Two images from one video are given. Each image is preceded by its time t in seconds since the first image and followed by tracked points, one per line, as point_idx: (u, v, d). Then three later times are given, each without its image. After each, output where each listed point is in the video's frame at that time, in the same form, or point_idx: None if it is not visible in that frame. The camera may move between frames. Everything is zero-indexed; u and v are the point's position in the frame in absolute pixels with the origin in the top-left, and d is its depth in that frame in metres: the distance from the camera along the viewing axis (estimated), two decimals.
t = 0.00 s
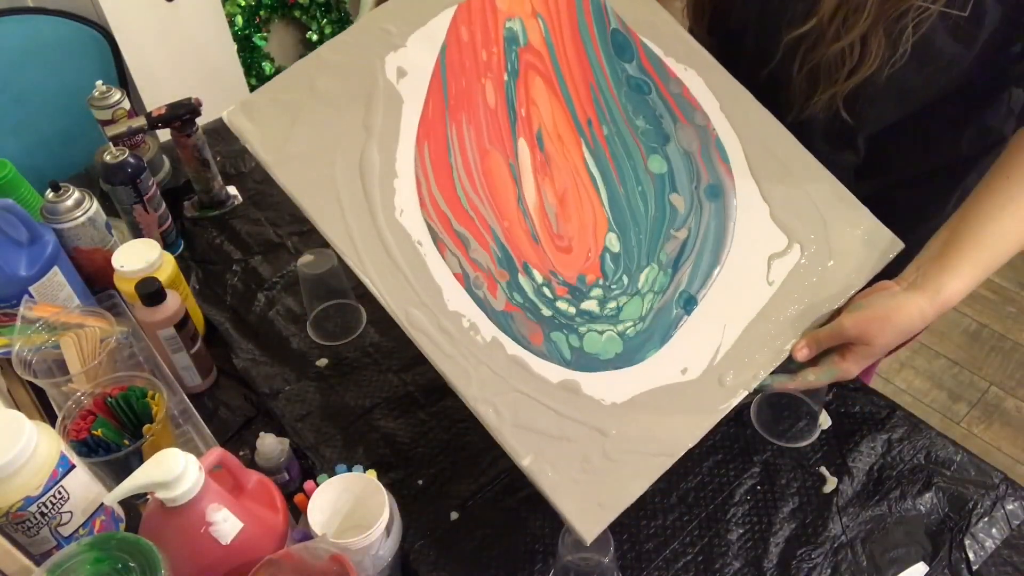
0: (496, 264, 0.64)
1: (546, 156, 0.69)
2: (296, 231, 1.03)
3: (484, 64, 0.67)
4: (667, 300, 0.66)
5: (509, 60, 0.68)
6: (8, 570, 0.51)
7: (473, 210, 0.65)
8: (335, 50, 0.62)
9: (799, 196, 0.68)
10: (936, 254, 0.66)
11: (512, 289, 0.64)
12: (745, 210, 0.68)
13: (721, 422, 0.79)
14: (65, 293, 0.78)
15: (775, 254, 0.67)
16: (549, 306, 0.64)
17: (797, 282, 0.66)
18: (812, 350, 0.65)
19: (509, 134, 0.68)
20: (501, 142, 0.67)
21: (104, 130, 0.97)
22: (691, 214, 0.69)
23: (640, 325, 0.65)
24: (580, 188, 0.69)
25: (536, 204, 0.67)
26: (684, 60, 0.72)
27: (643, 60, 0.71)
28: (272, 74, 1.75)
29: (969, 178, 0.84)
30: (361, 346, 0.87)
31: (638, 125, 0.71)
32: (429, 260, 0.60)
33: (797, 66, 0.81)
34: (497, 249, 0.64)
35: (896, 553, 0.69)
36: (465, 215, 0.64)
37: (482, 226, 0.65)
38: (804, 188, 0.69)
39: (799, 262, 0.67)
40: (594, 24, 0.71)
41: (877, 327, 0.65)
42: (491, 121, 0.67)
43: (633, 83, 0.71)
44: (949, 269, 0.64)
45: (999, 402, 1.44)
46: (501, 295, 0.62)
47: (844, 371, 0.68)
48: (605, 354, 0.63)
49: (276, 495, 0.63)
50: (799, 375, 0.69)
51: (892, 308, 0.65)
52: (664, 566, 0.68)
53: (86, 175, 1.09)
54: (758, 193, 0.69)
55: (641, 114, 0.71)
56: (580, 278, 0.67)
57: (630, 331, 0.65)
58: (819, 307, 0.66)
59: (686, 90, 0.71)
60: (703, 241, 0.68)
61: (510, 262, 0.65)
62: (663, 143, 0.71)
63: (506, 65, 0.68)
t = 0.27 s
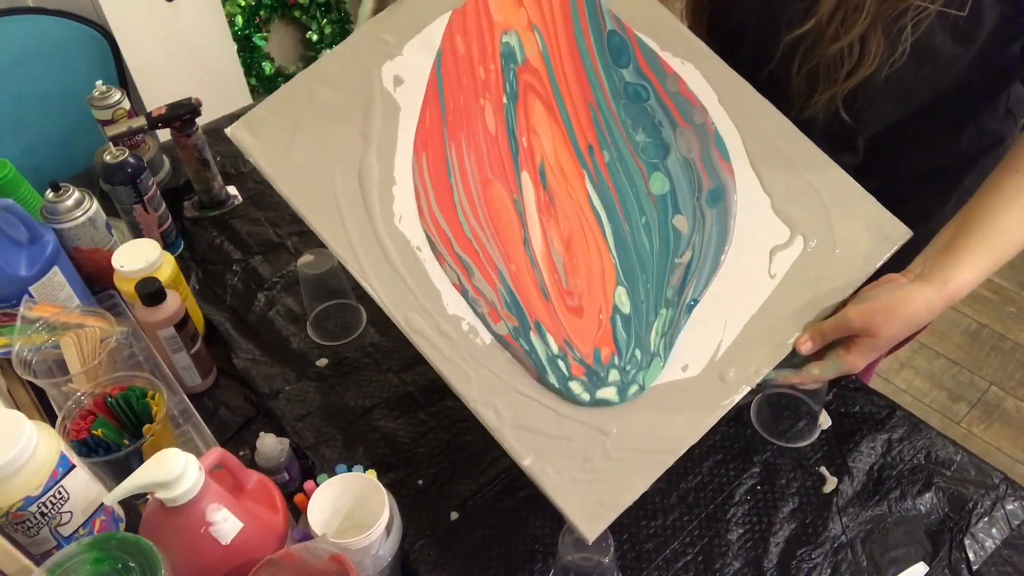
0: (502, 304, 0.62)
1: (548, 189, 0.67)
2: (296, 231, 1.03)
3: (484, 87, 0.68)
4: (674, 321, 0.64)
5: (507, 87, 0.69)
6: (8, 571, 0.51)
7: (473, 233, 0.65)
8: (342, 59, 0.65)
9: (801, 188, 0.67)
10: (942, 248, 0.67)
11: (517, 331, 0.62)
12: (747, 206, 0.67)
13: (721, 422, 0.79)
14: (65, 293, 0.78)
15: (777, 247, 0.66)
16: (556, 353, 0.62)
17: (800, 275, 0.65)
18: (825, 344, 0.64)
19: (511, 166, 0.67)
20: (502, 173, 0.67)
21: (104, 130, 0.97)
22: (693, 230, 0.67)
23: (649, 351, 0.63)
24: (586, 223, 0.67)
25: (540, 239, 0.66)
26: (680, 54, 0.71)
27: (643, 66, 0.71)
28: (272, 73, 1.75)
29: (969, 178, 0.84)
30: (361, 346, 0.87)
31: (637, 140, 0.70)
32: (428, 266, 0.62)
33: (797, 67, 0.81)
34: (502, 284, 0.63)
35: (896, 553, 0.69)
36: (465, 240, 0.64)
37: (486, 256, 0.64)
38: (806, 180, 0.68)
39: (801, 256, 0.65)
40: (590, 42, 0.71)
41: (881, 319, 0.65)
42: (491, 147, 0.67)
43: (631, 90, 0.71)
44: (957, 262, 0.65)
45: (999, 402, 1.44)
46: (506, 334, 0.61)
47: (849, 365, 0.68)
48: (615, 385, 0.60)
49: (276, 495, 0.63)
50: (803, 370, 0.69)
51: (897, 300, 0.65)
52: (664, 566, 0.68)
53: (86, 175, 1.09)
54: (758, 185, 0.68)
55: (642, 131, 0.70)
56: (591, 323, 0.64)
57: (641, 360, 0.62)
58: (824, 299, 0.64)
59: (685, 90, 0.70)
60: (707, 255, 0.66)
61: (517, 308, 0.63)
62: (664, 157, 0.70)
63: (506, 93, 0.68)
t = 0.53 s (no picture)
0: (517, 338, 0.60)
1: (558, 220, 0.66)
2: (296, 231, 1.03)
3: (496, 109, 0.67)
4: (690, 349, 0.62)
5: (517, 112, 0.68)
6: (8, 571, 0.51)
7: (486, 261, 0.63)
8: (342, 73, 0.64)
9: (813, 195, 0.67)
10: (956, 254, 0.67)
11: (530, 373, 0.58)
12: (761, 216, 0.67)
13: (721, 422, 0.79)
14: (65, 293, 0.78)
15: (790, 253, 0.65)
16: (567, 392, 0.59)
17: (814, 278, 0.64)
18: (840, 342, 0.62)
19: (523, 194, 0.66)
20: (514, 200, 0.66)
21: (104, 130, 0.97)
22: (706, 252, 0.66)
23: (666, 382, 0.61)
24: (598, 256, 0.66)
25: (552, 270, 0.64)
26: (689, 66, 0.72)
27: (654, 86, 0.71)
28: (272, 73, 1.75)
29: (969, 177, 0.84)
30: (361, 346, 0.87)
31: (648, 162, 0.70)
32: (434, 273, 0.60)
33: (796, 67, 0.81)
34: (514, 314, 0.61)
35: (895, 553, 0.69)
36: (478, 266, 0.62)
37: (496, 286, 0.62)
38: (816, 185, 0.68)
39: (814, 262, 0.65)
40: (598, 66, 0.71)
41: (900, 321, 0.63)
42: (502, 172, 0.66)
43: (640, 107, 0.71)
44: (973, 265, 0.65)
45: (999, 402, 1.44)
46: (516, 369, 0.58)
47: (868, 369, 0.66)
48: (632, 419, 0.58)
49: (275, 495, 0.63)
50: (821, 376, 0.67)
51: (916, 302, 0.65)
52: (664, 566, 0.68)
53: (86, 175, 1.09)
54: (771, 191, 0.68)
55: (654, 154, 0.70)
56: (606, 361, 0.62)
57: (658, 392, 0.60)
58: (839, 301, 0.64)
59: (698, 105, 0.70)
60: (723, 277, 0.65)
61: (533, 349, 0.60)
62: (674, 176, 0.69)
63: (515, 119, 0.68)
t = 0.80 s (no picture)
0: (564, 353, 0.58)
1: (594, 237, 0.68)
2: (296, 231, 1.03)
3: (529, 142, 0.78)
4: (755, 344, 0.58)
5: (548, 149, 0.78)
6: (8, 570, 0.51)
7: (521, 272, 0.65)
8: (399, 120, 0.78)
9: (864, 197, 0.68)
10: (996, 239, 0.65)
11: (579, 373, 0.56)
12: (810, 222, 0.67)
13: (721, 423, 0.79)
14: (65, 293, 0.78)
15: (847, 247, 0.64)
16: (627, 398, 0.54)
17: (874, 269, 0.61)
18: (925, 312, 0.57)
19: (559, 221, 0.70)
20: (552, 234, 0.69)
21: (104, 130, 0.97)
22: (756, 254, 0.66)
23: (731, 380, 0.55)
24: (642, 263, 0.65)
25: (595, 276, 0.64)
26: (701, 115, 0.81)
27: (672, 131, 0.79)
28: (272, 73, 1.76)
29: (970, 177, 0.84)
30: (361, 346, 0.87)
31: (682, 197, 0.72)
32: (462, 274, 0.64)
33: (803, 62, 0.81)
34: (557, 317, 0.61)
35: (896, 553, 0.69)
36: (515, 276, 0.64)
37: (535, 292, 0.62)
38: (849, 187, 0.69)
39: (875, 254, 0.63)
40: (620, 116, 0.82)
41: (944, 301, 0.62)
42: (536, 206, 0.72)
43: (670, 150, 0.77)
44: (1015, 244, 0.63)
45: (999, 402, 1.44)
46: (552, 363, 0.56)
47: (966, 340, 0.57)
48: (697, 415, 0.53)
49: (275, 495, 0.63)
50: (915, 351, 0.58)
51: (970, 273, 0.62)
52: (664, 566, 0.68)
53: (86, 175, 1.09)
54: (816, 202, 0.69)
55: (688, 189, 0.73)
56: (668, 366, 0.57)
57: (724, 387, 0.55)
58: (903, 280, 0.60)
59: (717, 141, 0.77)
60: (777, 270, 0.64)
61: (576, 345, 0.58)
62: (712, 199, 0.72)
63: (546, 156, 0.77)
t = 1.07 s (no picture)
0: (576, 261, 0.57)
1: (603, 216, 0.67)
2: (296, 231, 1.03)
3: (540, 181, 0.77)
4: (779, 250, 0.55)
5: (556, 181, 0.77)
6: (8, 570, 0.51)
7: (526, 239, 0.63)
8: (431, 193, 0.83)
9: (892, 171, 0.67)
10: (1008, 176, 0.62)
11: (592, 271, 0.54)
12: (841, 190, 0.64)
13: (721, 423, 0.79)
14: (65, 293, 0.78)
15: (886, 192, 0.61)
16: (652, 277, 0.52)
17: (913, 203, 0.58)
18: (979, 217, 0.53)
19: (567, 211, 0.69)
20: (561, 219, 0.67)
21: (104, 130, 0.97)
22: (774, 202, 0.64)
23: (755, 268, 0.52)
24: (654, 224, 0.63)
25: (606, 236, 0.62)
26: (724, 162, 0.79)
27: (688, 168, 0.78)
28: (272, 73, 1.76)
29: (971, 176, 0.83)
30: (361, 346, 0.88)
31: (696, 188, 0.71)
32: (466, 246, 0.63)
33: (809, 62, 0.79)
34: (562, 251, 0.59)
35: (895, 553, 0.69)
36: (521, 240, 0.62)
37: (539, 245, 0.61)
38: (882, 172, 0.68)
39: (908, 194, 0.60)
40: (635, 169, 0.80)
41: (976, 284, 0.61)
42: (544, 206, 0.70)
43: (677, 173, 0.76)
44: None
45: (1000, 402, 1.43)
46: (557, 269, 0.55)
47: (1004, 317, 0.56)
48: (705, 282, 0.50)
49: (276, 495, 0.63)
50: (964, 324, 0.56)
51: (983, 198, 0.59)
52: (664, 566, 0.68)
53: (86, 175, 1.09)
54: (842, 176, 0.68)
55: (704, 184, 0.71)
56: (684, 268, 0.53)
57: (747, 270, 0.51)
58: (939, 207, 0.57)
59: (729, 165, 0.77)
60: (797, 210, 0.62)
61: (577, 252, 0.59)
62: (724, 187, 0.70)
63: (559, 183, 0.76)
